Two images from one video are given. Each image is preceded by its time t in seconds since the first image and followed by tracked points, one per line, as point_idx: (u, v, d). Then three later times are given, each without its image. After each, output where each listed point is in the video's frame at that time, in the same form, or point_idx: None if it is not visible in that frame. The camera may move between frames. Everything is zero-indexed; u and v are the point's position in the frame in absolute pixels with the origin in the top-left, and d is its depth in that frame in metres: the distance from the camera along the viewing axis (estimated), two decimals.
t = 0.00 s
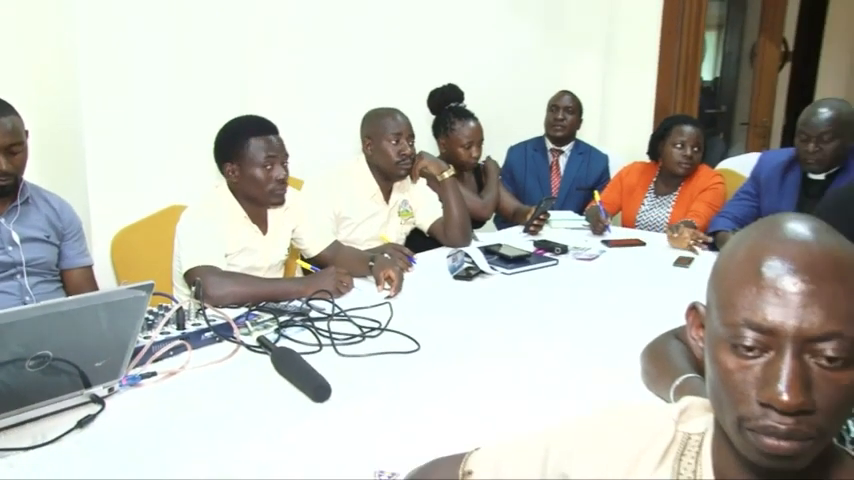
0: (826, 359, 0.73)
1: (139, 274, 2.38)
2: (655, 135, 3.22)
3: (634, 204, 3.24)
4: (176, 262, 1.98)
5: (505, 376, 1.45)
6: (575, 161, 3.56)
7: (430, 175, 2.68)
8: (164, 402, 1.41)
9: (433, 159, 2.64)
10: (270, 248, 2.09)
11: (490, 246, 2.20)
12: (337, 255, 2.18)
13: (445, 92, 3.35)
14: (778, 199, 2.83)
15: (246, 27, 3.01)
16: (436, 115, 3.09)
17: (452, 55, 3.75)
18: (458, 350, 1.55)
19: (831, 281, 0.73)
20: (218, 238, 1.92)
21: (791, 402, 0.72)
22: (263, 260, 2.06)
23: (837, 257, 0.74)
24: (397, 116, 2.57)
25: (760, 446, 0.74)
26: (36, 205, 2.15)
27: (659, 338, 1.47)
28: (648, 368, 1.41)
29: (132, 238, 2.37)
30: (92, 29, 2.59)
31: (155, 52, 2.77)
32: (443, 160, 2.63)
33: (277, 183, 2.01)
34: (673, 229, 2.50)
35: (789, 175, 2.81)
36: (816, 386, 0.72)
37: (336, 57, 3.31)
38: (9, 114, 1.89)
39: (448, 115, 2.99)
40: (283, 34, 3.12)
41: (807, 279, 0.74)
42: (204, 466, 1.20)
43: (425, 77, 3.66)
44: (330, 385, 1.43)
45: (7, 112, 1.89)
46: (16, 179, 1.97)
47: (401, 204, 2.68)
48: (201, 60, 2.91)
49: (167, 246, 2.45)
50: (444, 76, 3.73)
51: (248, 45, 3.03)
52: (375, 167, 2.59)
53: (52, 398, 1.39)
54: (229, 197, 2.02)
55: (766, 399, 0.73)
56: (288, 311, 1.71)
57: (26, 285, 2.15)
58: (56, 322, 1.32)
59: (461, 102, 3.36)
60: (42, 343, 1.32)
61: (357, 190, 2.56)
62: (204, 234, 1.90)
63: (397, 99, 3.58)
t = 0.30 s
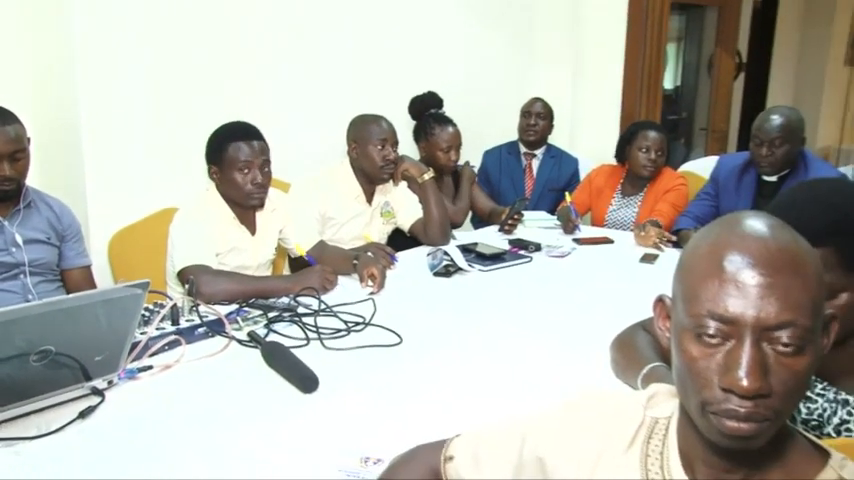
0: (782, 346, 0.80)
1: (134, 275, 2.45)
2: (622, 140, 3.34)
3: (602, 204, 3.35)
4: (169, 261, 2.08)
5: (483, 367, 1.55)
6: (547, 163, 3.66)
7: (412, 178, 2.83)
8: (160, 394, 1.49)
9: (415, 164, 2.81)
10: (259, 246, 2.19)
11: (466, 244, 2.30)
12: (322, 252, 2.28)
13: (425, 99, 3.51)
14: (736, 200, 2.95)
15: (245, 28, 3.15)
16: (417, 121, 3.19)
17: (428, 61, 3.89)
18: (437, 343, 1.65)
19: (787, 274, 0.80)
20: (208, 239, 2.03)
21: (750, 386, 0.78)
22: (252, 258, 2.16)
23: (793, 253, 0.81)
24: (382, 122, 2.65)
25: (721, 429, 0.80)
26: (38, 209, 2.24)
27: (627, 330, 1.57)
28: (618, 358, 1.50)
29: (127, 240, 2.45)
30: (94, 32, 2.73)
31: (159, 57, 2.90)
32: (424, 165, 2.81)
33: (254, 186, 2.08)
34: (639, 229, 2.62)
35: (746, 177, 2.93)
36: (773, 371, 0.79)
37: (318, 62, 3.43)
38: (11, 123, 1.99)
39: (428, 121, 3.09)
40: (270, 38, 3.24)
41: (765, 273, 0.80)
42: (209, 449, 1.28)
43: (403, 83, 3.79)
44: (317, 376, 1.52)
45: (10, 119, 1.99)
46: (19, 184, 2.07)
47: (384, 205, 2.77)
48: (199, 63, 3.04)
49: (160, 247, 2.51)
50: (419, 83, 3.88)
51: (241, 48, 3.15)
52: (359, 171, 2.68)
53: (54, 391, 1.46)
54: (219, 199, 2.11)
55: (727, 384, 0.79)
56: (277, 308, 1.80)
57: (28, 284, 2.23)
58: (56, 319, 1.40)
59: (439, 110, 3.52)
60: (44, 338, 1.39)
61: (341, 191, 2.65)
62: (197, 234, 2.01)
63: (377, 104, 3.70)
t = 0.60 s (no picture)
0: (741, 335, 0.83)
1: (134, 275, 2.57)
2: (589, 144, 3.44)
3: (573, 205, 3.45)
4: (164, 263, 2.17)
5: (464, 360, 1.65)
6: (520, 167, 3.76)
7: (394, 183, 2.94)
8: (159, 389, 1.58)
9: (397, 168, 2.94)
10: (249, 248, 2.28)
11: (447, 244, 2.40)
12: (312, 252, 2.37)
13: (404, 108, 3.60)
14: (696, 201, 3.06)
15: (245, 28, 3.27)
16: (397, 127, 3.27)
17: (409, 68, 4.00)
18: (419, 338, 1.74)
19: (746, 268, 0.83)
20: (201, 242, 2.12)
21: (711, 374, 0.82)
22: (243, 259, 2.25)
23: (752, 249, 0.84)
24: (367, 130, 2.73)
25: (685, 414, 0.84)
26: (41, 215, 2.32)
27: (598, 323, 1.66)
28: (590, 349, 1.60)
29: (125, 244, 2.56)
30: (94, 32, 2.78)
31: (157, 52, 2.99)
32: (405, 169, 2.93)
33: (236, 192, 2.16)
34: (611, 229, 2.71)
35: (705, 180, 3.04)
36: (732, 360, 0.82)
37: (304, 69, 3.53)
38: (17, 134, 2.08)
39: (407, 128, 3.17)
40: (262, 43, 3.34)
41: (724, 266, 0.83)
42: (213, 437, 1.37)
43: (386, 89, 3.90)
44: (307, 371, 1.60)
45: (15, 132, 2.08)
46: (22, 193, 2.16)
47: (367, 208, 2.86)
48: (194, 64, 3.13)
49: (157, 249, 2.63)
50: (401, 89, 3.99)
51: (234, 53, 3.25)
52: (344, 176, 2.77)
53: (58, 387, 1.53)
54: (210, 204, 2.20)
55: (691, 372, 0.83)
56: (267, 306, 1.90)
57: (33, 287, 2.32)
58: (60, 319, 1.47)
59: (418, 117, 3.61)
60: (48, 337, 1.46)
61: (326, 195, 2.74)
62: (191, 238, 2.11)
63: (360, 109, 3.80)
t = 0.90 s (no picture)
0: (703, 330, 0.88)
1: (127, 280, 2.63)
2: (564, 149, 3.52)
3: (550, 207, 3.53)
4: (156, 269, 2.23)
5: (449, 357, 1.71)
6: (499, 172, 3.84)
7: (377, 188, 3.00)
8: (155, 388, 1.64)
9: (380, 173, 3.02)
10: (238, 252, 2.34)
11: (429, 246, 2.46)
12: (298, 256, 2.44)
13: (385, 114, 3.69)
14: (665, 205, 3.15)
15: (232, 35, 3.32)
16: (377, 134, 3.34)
17: (392, 74, 4.07)
18: (403, 337, 1.81)
19: (711, 266, 0.89)
20: (191, 247, 2.18)
21: (672, 366, 0.87)
22: (232, 262, 2.31)
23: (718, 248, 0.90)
24: (350, 137, 2.80)
25: (649, 404, 0.89)
26: (38, 223, 2.38)
27: (574, 320, 1.73)
28: (567, 346, 1.67)
29: (119, 249, 2.63)
30: (86, 38, 2.84)
31: (150, 58, 3.04)
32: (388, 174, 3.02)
33: (219, 199, 2.22)
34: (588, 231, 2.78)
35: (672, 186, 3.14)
36: (694, 353, 0.87)
37: (290, 75, 3.59)
38: (15, 145, 2.14)
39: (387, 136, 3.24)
40: (248, 49, 3.40)
41: (691, 265, 0.89)
42: (212, 433, 1.44)
43: (369, 94, 3.97)
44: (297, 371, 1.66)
45: (13, 143, 2.14)
46: (19, 202, 2.21)
47: (351, 212, 2.90)
48: (183, 71, 3.18)
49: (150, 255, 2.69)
50: (383, 95, 4.05)
51: (220, 61, 3.30)
52: (329, 182, 2.83)
53: (56, 388, 1.59)
54: (199, 210, 2.26)
55: (653, 364, 0.88)
56: (256, 308, 1.96)
57: (31, 291, 2.37)
58: (57, 323, 1.52)
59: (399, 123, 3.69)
60: (46, 340, 1.51)
61: (311, 200, 2.80)
62: (182, 242, 2.17)
63: (344, 114, 3.86)
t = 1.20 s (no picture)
0: (685, 329, 0.88)
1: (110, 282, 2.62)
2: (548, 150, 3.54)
3: (534, 207, 3.54)
4: (139, 270, 2.22)
5: (434, 358, 1.71)
6: (482, 173, 3.85)
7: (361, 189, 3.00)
8: (139, 391, 1.62)
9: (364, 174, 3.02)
10: (221, 254, 2.33)
11: (413, 247, 2.46)
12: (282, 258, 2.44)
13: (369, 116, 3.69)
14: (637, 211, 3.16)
15: (213, 38, 3.31)
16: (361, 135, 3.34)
17: (374, 75, 4.06)
18: (388, 338, 1.81)
19: (694, 265, 0.89)
20: (174, 248, 2.17)
21: (653, 363, 0.86)
22: (215, 264, 2.31)
23: (702, 248, 0.90)
24: (333, 139, 2.79)
25: (630, 402, 0.88)
26: (18, 225, 2.36)
27: (559, 320, 1.74)
28: (552, 346, 1.67)
29: (101, 252, 2.61)
30: (67, 40, 2.83)
31: (149, 58, 3.09)
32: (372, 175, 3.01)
33: (196, 201, 2.21)
34: (562, 231, 2.78)
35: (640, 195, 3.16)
36: (675, 351, 0.87)
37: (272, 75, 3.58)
38: None
39: (370, 137, 3.24)
40: (230, 51, 3.39)
41: (675, 264, 0.89)
42: (198, 435, 1.43)
43: (352, 95, 3.96)
44: (281, 373, 1.66)
45: None
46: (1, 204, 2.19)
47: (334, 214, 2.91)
48: (179, 71, 3.22)
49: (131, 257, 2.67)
50: (366, 96, 4.04)
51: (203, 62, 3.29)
52: (312, 183, 2.83)
53: (37, 392, 1.57)
54: (182, 212, 2.25)
55: (634, 361, 0.88)
56: (240, 310, 1.96)
57: (12, 294, 2.35)
58: (38, 326, 1.50)
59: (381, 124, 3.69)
60: (26, 344, 1.49)
61: (293, 201, 2.80)
62: (164, 244, 2.16)
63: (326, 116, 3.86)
